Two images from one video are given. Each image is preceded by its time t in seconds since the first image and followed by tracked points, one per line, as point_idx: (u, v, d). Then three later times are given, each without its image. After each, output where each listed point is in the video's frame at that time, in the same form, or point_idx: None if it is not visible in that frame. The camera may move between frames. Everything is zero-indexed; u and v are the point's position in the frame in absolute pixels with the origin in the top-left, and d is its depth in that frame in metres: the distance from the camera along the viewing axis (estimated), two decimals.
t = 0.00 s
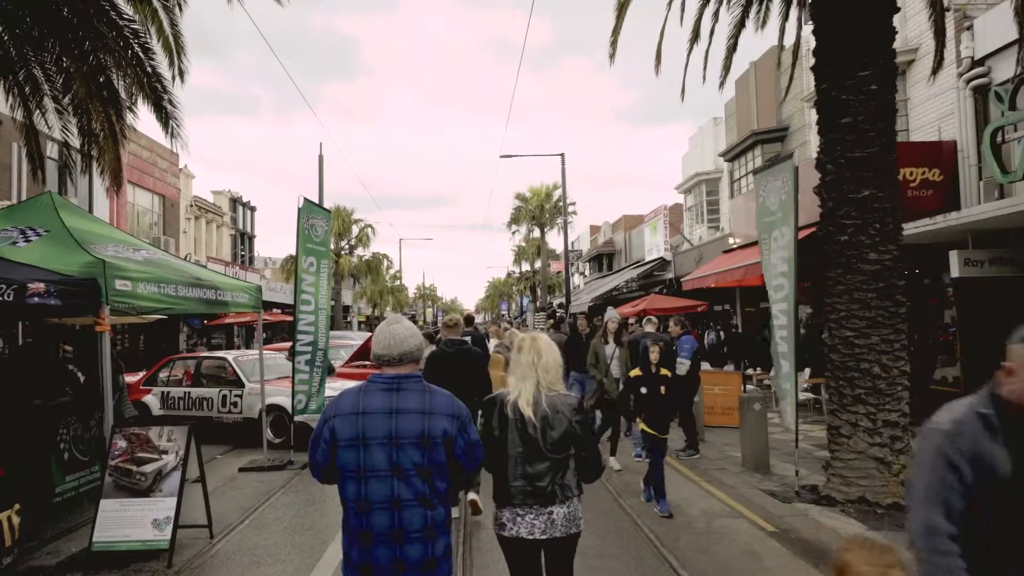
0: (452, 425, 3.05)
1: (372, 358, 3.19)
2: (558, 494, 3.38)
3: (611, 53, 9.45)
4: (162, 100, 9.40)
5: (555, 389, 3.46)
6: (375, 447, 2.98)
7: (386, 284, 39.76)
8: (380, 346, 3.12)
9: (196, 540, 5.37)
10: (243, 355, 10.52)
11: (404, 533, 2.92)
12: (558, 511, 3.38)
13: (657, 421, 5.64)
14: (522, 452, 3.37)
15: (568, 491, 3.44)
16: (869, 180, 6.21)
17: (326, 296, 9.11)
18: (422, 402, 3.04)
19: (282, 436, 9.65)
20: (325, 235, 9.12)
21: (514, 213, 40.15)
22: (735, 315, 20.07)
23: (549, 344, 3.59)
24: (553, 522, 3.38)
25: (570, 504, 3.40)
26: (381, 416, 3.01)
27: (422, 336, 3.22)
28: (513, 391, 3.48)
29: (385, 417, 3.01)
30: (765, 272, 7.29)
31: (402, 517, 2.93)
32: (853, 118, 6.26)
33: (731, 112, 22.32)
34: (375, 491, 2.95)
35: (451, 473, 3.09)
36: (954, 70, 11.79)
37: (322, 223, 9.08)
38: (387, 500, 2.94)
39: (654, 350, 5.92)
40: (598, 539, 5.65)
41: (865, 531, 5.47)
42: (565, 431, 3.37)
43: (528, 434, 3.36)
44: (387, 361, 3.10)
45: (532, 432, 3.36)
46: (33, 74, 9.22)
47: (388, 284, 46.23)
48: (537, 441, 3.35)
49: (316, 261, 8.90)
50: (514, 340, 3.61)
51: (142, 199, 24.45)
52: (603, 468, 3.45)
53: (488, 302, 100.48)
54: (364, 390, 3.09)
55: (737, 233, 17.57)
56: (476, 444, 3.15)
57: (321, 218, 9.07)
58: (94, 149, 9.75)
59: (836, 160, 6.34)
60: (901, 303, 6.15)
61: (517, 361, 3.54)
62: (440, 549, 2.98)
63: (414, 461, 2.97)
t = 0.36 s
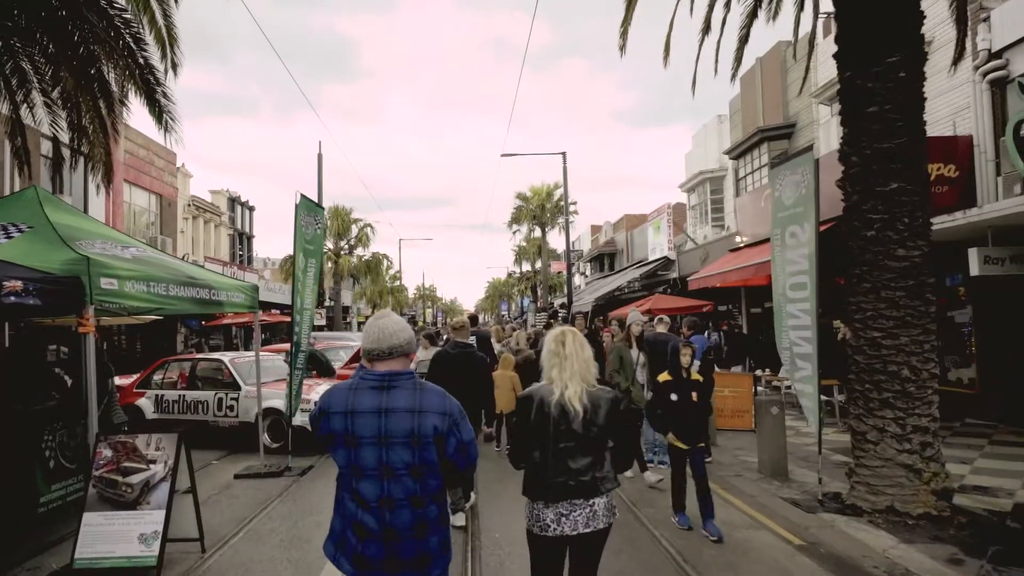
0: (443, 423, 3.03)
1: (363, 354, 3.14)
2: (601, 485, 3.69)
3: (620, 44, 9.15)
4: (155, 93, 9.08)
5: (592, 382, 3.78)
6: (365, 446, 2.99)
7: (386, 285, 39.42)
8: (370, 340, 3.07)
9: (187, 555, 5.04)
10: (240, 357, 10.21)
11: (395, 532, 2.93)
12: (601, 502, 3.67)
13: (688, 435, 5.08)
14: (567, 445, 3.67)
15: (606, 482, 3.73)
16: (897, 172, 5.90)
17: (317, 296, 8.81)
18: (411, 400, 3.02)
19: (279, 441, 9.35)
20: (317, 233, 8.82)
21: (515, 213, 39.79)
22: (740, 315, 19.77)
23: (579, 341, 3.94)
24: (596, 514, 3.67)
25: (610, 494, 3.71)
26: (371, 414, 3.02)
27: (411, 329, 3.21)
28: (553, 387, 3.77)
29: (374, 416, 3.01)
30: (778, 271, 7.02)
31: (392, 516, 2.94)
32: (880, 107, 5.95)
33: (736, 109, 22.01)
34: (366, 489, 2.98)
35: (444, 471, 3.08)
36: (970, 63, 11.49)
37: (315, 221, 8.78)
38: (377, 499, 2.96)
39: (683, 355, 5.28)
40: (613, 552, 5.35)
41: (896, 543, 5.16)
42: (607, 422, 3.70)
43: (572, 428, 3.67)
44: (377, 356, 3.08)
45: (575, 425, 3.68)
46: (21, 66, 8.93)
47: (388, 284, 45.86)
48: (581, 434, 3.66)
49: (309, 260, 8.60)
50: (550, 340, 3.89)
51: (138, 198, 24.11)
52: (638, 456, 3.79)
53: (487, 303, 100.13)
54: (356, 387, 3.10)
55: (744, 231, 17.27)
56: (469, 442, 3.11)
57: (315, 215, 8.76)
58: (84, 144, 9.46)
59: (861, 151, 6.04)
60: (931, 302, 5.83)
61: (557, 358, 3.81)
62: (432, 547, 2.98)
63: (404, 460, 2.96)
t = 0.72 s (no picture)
0: (451, 428, 2.87)
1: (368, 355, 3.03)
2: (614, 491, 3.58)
3: (626, 34, 8.83)
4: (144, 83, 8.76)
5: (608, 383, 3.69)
6: (369, 451, 2.81)
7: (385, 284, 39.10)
8: (378, 340, 2.95)
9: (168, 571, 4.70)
10: (232, 358, 9.87)
11: (398, 544, 2.73)
12: (612, 510, 3.55)
13: (724, 449, 4.61)
14: (581, 447, 3.55)
15: (619, 488, 3.62)
16: (923, 163, 5.58)
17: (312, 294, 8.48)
18: (419, 404, 2.86)
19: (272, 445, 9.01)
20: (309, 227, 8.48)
21: (515, 213, 39.46)
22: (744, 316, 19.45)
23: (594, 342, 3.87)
24: (607, 522, 3.56)
25: (623, 502, 3.60)
26: (376, 418, 2.85)
27: (420, 332, 3.09)
28: (569, 385, 3.68)
29: (380, 420, 2.84)
30: (803, 268, 6.80)
31: (396, 527, 2.74)
32: (904, 94, 5.64)
33: (740, 106, 21.68)
34: (368, 497, 2.78)
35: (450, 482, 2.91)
36: (985, 55, 11.18)
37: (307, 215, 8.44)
38: (380, 508, 2.77)
39: (722, 361, 4.70)
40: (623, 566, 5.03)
41: (926, 557, 4.83)
42: (622, 426, 3.59)
43: (587, 430, 3.54)
44: (384, 356, 2.95)
45: (590, 426, 3.55)
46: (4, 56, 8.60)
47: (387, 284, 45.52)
48: (596, 437, 3.53)
49: (302, 256, 8.25)
50: (565, 339, 3.80)
51: (133, 196, 23.76)
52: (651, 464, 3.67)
53: (487, 303, 99.79)
54: (360, 390, 2.93)
55: (749, 230, 16.95)
56: (476, 450, 2.94)
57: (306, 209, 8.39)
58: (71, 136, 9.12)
59: (885, 140, 5.72)
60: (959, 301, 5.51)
61: (574, 359, 3.72)
62: (437, 562, 2.78)
63: (409, 466, 2.79)
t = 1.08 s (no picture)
0: (478, 435, 2.95)
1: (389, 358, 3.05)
2: (601, 508, 3.40)
3: (632, 24, 8.48)
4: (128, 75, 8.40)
5: (600, 399, 3.55)
6: (397, 457, 2.86)
7: (384, 285, 38.75)
8: (408, 342, 3.01)
9: None
10: (222, 361, 9.51)
11: (426, 550, 2.79)
12: (597, 527, 3.38)
13: (764, 469, 4.20)
14: (567, 464, 3.40)
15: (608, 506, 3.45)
16: (951, 156, 5.24)
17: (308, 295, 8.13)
18: (447, 411, 2.93)
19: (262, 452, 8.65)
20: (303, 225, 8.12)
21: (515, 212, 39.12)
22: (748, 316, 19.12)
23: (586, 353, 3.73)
24: (592, 539, 3.40)
25: (610, 518, 3.41)
26: (404, 424, 2.90)
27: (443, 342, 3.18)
28: (557, 397, 3.55)
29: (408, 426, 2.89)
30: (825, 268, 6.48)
31: (424, 533, 2.81)
32: (931, 82, 5.29)
33: (744, 103, 21.33)
34: (395, 504, 2.83)
35: (475, 489, 3.00)
36: (1000, 48, 10.84)
37: (300, 213, 8.07)
38: (408, 515, 2.82)
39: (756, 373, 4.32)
40: None
41: None
42: (610, 443, 3.43)
43: (572, 446, 3.40)
44: (413, 359, 3.01)
45: (576, 443, 3.41)
46: None
47: (386, 285, 45.20)
48: (582, 455, 3.39)
49: (294, 255, 7.88)
50: (559, 351, 3.70)
51: (128, 195, 23.43)
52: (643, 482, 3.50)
53: (486, 304, 99.45)
54: (385, 395, 2.97)
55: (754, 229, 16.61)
56: (500, 458, 3.04)
57: (297, 206, 8.01)
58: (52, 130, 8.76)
59: (910, 132, 5.38)
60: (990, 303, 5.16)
61: (566, 371, 3.60)
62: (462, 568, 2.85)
63: (438, 473, 2.86)
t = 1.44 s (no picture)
0: (493, 441, 3.04)
1: (406, 357, 3.10)
2: (602, 512, 3.55)
3: (640, 14, 8.16)
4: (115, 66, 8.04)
5: (596, 398, 3.65)
6: (412, 463, 2.94)
7: (383, 285, 38.38)
8: (427, 342, 3.06)
9: None
10: (214, 363, 9.18)
11: (439, 556, 2.89)
12: (600, 533, 3.53)
13: (826, 500, 3.60)
14: (567, 466, 3.51)
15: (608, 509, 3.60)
16: (986, 146, 4.92)
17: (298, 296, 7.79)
18: (462, 415, 3.01)
19: (255, 458, 8.31)
20: (297, 222, 7.81)
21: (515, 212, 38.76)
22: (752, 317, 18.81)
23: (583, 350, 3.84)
24: (595, 546, 3.53)
25: (611, 524, 3.58)
26: (420, 428, 2.97)
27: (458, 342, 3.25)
28: (554, 397, 3.65)
29: (424, 430, 2.97)
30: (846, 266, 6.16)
31: (438, 539, 2.91)
32: (964, 68, 4.97)
33: (749, 101, 20.98)
34: (410, 510, 2.92)
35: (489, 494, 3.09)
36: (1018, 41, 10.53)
37: (293, 209, 7.76)
38: (423, 520, 2.92)
39: (816, 382, 3.72)
40: None
41: None
42: (608, 444, 3.55)
43: (571, 448, 3.51)
44: (432, 361, 3.06)
45: (574, 445, 3.51)
46: None
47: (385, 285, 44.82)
48: (581, 457, 3.49)
49: (286, 253, 7.55)
50: (551, 350, 3.77)
51: (123, 193, 23.05)
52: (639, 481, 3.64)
53: (486, 304, 99.11)
54: (400, 399, 3.03)
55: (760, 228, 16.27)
56: (516, 464, 3.13)
57: (291, 202, 7.70)
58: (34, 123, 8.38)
59: (941, 121, 5.06)
60: None
61: (561, 372, 3.68)
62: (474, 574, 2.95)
63: (453, 480, 2.95)
